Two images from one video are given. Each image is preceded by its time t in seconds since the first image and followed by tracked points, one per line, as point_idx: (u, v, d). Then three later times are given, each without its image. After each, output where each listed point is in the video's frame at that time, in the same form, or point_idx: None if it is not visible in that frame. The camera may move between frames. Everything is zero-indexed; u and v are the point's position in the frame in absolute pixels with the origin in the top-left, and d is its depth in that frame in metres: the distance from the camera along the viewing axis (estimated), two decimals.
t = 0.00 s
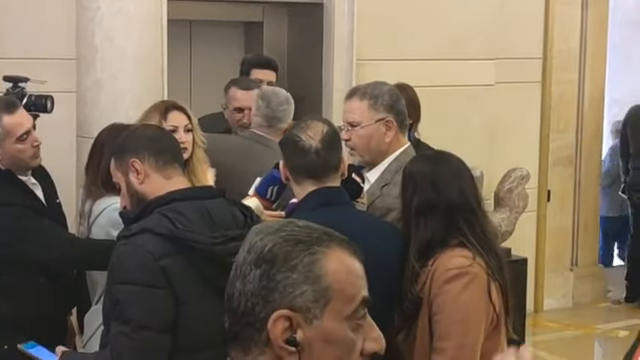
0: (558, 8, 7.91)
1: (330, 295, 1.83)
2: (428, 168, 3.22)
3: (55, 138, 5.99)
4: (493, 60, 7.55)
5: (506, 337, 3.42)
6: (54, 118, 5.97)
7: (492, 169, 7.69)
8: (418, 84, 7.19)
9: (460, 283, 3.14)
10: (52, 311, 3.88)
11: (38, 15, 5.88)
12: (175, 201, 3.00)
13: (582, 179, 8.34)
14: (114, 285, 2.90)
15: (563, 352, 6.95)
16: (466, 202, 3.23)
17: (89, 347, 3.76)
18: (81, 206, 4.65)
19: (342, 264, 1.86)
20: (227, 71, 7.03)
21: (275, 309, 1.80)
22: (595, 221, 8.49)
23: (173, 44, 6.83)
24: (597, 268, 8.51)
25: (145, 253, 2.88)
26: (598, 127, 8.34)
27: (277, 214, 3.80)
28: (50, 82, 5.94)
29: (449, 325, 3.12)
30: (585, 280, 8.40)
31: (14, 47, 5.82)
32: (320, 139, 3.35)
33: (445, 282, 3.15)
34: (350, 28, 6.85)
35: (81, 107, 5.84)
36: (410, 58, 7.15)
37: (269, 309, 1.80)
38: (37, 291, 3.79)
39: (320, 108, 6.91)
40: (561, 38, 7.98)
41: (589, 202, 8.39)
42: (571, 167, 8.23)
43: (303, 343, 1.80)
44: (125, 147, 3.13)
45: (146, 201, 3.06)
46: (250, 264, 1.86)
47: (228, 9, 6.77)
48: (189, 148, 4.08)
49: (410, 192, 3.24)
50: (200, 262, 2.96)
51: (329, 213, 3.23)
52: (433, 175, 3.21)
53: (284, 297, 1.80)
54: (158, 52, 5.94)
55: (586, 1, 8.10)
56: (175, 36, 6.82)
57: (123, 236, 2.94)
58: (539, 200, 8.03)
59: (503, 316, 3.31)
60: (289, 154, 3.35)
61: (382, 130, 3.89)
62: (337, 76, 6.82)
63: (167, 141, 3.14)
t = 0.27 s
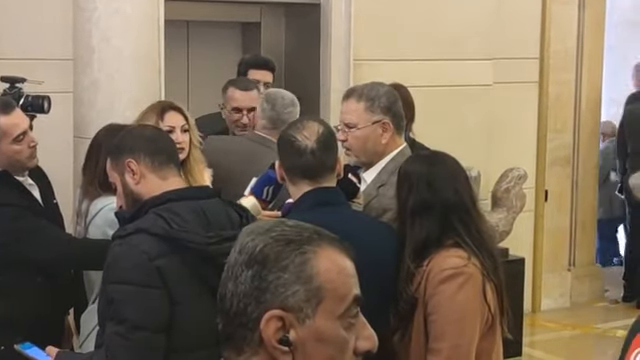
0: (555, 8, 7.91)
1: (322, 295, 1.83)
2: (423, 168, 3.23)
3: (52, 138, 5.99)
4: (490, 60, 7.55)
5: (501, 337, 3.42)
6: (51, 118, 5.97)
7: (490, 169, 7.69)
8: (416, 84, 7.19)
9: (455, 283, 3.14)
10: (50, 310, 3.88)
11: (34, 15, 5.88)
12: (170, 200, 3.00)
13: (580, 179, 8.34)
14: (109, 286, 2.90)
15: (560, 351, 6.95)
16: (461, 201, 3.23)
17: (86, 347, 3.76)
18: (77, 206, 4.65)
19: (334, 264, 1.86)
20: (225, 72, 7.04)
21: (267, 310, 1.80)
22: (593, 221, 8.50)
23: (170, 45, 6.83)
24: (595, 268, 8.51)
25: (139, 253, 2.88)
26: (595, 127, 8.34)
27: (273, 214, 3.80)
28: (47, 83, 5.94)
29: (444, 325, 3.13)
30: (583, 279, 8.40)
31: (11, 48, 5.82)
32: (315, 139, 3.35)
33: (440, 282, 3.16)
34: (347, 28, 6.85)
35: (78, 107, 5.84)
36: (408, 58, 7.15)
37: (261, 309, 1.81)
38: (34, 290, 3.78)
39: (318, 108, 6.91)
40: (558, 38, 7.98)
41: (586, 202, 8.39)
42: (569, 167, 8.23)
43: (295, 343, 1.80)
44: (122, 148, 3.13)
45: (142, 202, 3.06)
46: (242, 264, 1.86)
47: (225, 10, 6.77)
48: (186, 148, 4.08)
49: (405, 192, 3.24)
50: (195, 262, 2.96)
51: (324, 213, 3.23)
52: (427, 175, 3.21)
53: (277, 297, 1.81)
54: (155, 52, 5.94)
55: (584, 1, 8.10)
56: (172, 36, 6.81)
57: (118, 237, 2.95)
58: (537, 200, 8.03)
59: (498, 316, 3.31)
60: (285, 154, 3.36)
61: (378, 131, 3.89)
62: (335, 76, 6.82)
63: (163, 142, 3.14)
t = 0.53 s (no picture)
0: (553, 9, 7.91)
1: (320, 296, 1.84)
2: (420, 168, 3.24)
3: (51, 139, 5.99)
4: (489, 61, 7.55)
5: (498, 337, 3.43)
6: (49, 118, 5.97)
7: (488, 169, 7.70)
8: (414, 85, 7.19)
9: (452, 284, 3.15)
10: (49, 310, 3.87)
11: (33, 16, 5.88)
12: (167, 201, 3.00)
13: (578, 179, 8.34)
14: (106, 286, 2.90)
15: (558, 352, 6.96)
16: (457, 202, 3.24)
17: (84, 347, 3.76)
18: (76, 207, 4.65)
19: (332, 265, 1.87)
20: (224, 73, 7.04)
21: (266, 310, 1.81)
22: (591, 222, 8.50)
23: (168, 46, 6.83)
24: (593, 268, 8.52)
25: (137, 254, 2.88)
26: (593, 127, 8.34)
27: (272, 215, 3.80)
28: (46, 83, 5.94)
29: (441, 326, 3.13)
30: (581, 280, 8.41)
31: (10, 48, 5.83)
32: (313, 140, 3.36)
33: (437, 282, 3.16)
34: (345, 28, 6.85)
35: (76, 107, 5.84)
36: (406, 59, 7.15)
37: (259, 310, 1.81)
38: (33, 290, 3.77)
39: (316, 109, 6.92)
40: (556, 39, 7.99)
41: (584, 203, 8.40)
42: (567, 168, 8.24)
43: (293, 344, 1.80)
44: (121, 146, 3.13)
45: (140, 202, 3.07)
46: (240, 265, 1.86)
47: (223, 10, 6.78)
48: (185, 148, 4.08)
49: (402, 192, 3.25)
50: (193, 263, 2.97)
51: (322, 213, 3.23)
52: (425, 176, 3.22)
53: (275, 298, 1.81)
54: (153, 53, 5.94)
55: (581, 2, 8.11)
56: (170, 37, 6.81)
57: (115, 236, 2.95)
58: (535, 200, 8.03)
59: (494, 317, 3.32)
60: (282, 155, 3.36)
61: (379, 135, 3.90)
62: (333, 76, 6.82)
63: (162, 142, 3.14)
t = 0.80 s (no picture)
0: (553, 9, 7.92)
1: (323, 296, 1.83)
2: (421, 168, 3.24)
3: (50, 140, 5.98)
4: (488, 61, 7.55)
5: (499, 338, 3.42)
6: (49, 119, 5.97)
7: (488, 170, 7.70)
8: (414, 85, 7.20)
9: (453, 284, 3.15)
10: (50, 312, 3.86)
11: (33, 16, 5.88)
12: (169, 201, 3.01)
13: (577, 180, 8.35)
14: (107, 286, 2.90)
15: (558, 352, 6.96)
16: (458, 202, 3.24)
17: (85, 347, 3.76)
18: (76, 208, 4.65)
19: (334, 265, 1.87)
20: (224, 74, 7.04)
21: (269, 310, 1.80)
22: (591, 222, 8.51)
23: (168, 47, 6.82)
24: (592, 269, 8.52)
25: (137, 254, 2.88)
26: (593, 127, 8.35)
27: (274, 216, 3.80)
28: (46, 84, 5.94)
29: (442, 326, 3.13)
30: (581, 280, 8.42)
31: (10, 49, 5.83)
32: (314, 141, 3.36)
33: (438, 283, 3.16)
34: (345, 29, 6.85)
35: (76, 108, 5.84)
36: (406, 59, 7.15)
37: (262, 310, 1.81)
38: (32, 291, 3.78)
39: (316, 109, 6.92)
40: (556, 39, 7.99)
41: (584, 203, 8.40)
42: (567, 168, 8.25)
43: (296, 345, 1.81)
44: (123, 146, 3.13)
45: (141, 202, 3.07)
46: (242, 266, 1.86)
47: (223, 11, 6.78)
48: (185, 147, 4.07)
49: (403, 192, 3.25)
50: (194, 264, 2.96)
51: (322, 213, 3.23)
52: (425, 176, 3.23)
53: (277, 299, 1.80)
54: (153, 54, 5.94)
55: (581, 2, 8.12)
56: (170, 38, 6.81)
57: (117, 237, 2.96)
58: (535, 201, 8.03)
59: (495, 317, 3.32)
60: (284, 155, 3.36)
61: (381, 137, 3.90)
62: (333, 77, 6.82)
63: (164, 141, 3.14)
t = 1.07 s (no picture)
0: (553, 10, 7.92)
1: (325, 296, 1.83)
2: (421, 169, 3.24)
3: (50, 140, 5.98)
4: (488, 62, 7.55)
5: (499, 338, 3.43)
6: (50, 119, 5.97)
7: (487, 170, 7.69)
8: (413, 85, 7.20)
9: (454, 285, 3.15)
10: (49, 312, 3.86)
11: (33, 16, 5.88)
12: (168, 201, 3.00)
13: (577, 180, 8.35)
14: (107, 286, 2.91)
15: (558, 353, 6.97)
16: (459, 203, 3.24)
17: (86, 347, 3.76)
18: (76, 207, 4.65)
19: (335, 264, 1.87)
20: (224, 74, 7.04)
21: (271, 310, 1.80)
22: (590, 222, 8.51)
23: (168, 47, 6.82)
24: (592, 269, 8.52)
25: (137, 254, 2.88)
26: (592, 128, 8.35)
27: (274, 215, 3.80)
28: (46, 84, 5.94)
29: (442, 327, 3.13)
30: (580, 281, 8.42)
31: (10, 49, 5.82)
32: (314, 141, 3.35)
33: (438, 283, 3.16)
34: (345, 29, 6.85)
35: (77, 108, 5.84)
36: (406, 59, 7.15)
37: (264, 310, 1.81)
38: (31, 291, 3.77)
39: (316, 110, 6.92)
40: (556, 40, 7.99)
41: (583, 203, 8.41)
42: (567, 169, 8.25)
43: (298, 344, 1.80)
44: (124, 146, 3.13)
45: (141, 202, 3.06)
46: (243, 266, 1.86)
47: (223, 12, 6.78)
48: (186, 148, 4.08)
49: (404, 192, 3.25)
50: (194, 264, 2.96)
51: (323, 213, 3.23)
52: (426, 176, 3.23)
53: (278, 299, 1.81)
54: (153, 54, 5.94)
55: (580, 3, 8.12)
56: (170, 38, 6.81)
57: (117, 237, 2.96)
58: (535, 201, 8.03)
59: (496, 318, 3.32)
60: (284, 155, 3.36)
61: (381, 137, 3.90)
62: (333, 77, 6.82)
63: (164, 141, 3.14)
